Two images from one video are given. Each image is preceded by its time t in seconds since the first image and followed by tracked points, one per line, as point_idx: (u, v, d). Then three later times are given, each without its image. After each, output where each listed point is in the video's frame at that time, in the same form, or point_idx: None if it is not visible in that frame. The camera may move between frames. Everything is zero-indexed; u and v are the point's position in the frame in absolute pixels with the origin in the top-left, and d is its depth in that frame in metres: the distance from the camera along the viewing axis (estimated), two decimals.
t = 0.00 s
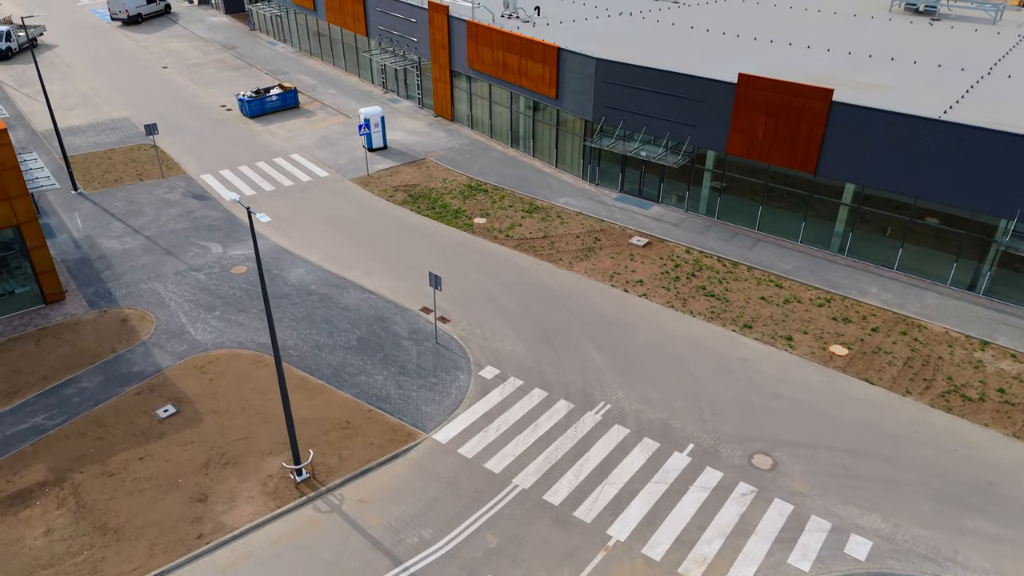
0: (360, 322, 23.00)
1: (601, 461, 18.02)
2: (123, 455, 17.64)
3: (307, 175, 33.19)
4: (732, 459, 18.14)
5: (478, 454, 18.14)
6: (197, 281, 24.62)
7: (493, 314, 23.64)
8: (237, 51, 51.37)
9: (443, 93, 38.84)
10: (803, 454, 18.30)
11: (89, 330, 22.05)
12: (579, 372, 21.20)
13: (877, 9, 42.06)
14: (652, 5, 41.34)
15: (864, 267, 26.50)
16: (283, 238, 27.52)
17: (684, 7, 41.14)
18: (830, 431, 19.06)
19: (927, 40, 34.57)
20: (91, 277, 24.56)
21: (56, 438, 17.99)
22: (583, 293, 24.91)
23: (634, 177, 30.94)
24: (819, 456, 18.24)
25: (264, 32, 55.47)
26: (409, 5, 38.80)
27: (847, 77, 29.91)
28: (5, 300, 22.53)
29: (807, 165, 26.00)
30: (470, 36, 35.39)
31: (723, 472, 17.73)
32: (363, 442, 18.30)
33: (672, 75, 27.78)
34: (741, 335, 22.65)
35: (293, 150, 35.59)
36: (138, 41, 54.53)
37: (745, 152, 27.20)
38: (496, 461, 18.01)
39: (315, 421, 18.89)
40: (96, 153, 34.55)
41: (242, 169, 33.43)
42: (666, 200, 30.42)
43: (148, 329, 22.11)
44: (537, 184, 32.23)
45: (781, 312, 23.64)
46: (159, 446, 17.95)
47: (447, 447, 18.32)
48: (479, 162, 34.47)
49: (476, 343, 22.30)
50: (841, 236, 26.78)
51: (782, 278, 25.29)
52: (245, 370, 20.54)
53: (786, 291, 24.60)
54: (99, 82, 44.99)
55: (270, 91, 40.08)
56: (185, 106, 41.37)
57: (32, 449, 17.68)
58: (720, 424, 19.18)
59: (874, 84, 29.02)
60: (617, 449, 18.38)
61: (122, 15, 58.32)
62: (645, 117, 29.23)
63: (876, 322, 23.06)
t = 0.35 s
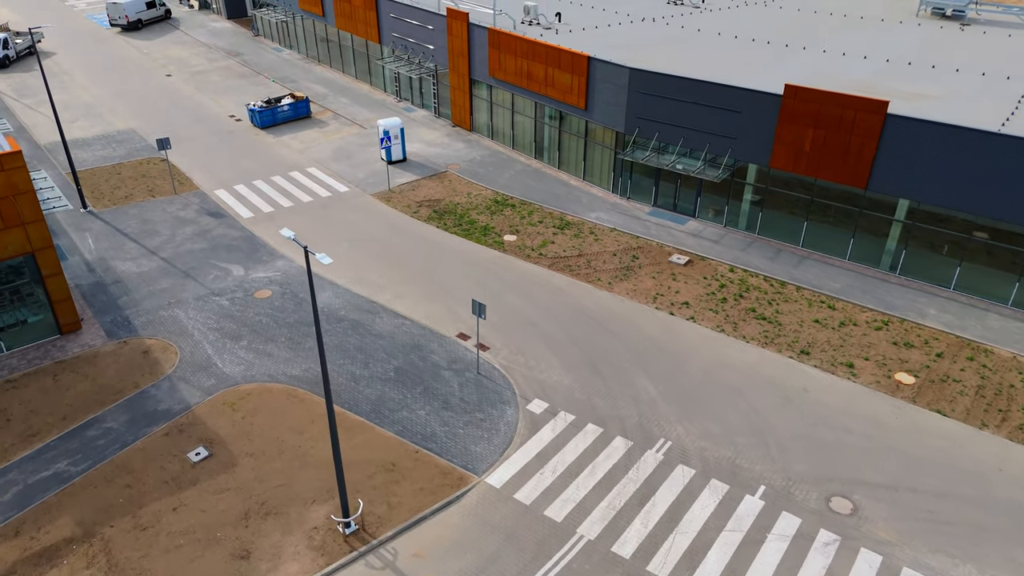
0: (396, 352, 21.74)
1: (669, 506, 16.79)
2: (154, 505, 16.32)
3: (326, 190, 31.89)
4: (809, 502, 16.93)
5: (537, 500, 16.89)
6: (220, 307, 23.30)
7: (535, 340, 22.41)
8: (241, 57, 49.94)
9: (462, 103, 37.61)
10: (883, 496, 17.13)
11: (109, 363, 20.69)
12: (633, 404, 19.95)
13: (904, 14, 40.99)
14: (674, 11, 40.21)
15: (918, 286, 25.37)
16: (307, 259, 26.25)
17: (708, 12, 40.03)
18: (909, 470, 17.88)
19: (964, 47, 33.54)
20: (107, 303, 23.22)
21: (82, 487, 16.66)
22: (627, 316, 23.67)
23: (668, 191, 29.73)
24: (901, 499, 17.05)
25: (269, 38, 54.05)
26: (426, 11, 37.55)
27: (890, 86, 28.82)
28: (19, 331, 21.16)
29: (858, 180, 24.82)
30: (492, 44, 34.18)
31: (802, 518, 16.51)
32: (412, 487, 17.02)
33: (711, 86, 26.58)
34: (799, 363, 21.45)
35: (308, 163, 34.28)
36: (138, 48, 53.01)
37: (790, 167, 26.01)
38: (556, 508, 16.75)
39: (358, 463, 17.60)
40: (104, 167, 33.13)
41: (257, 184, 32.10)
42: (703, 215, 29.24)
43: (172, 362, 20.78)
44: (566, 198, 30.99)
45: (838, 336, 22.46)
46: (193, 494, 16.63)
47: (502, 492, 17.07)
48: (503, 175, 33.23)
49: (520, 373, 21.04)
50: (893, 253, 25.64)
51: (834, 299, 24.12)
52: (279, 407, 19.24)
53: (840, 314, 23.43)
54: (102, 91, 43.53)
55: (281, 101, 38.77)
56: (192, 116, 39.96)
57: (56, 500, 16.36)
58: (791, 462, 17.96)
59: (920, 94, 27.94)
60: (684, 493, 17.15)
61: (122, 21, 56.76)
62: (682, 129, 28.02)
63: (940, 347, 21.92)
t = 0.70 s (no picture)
0: (437, 383, 20.48)
1: (749, 558, 15.56)
2: (194, 564, 15.00)
3: (346, 205, 30.60)
4: (899, 552, 15.73)
5: (606, 553, 15.64)
6: (247, 336, 22.00)
7: (583, 370, 21.18)
8: (247, 64, 48.51)
9: (482, 112, 36.35)
10: (977, 543, 15.96)
11: (133, 400, 19.35)
12: (696, 440, 18.73)
13: (932, 18, 39.93)
14: (698, 16, 39.07)
15: (977, 306, 24.20)
16: (334, 282, 24.97)
17: (732, 18, 38.92)
18: (999, 513, 16.69)
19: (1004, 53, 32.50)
20: (127, 332, 21.90)
21: (113, 543, 15.34)
22: (677, 340, 22.42)
23: (706, 205, 28.50)
24: (996, 546, 15.87)
25: (274, 44, 52.65)
26: (444, 18, 36.35)
27: (936, 96, 27.72)
28: (36, 366, 19.79)
29: (915, 196, 23.66)
30: (516, 52, 32.97)
31: (893, 570, 15.30)
32: (471, 539, 15.75)
33: (756, 97, 25.40)
34: (865, 393, 20.25)
35: (326, 177, 32.98)
36: (140, 54, 51.51)
37: (841, 181, 24.82)
38: (627, 562, 15.51)
39: (410, 512, 16.32)
40: (113, 183, 31.73)
41: (274, 200, 30.77)
42: (743, 230, 28.03)
43: (201, 398, 19.46)
44: (598, 213, 29.76)
45: (903, 363, 21.28)
46: (234, 550, 15.32)
47: (568, 544, 15.81)
48: (530, 188, 32.00)
49: (571, 406, 19.80)
50: (950, 272, 24.48)
51: (892, 322, 22.95)
52: (318, 449, 17.95)
53: (901, 338, 22.26)
54: (106, 100, 42.09)
55: (294, 111, 37.46)
56: (201, 126, 38.57)
57: (86, 559, 15.03)
58: (873, 507, 16.78)
59: (971, 104, 26.82)
60: (764, 542, 15.92)
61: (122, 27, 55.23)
62: (723, 142, 26.82)
63: (1012, 375, 20.75)
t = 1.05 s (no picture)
0: (485, 418, 19.22)
1: None
2: None
3: (370, 222, 29.34)
4: None
5: None
6: (279, 368, 20.72)
7: (638, 401, 19.97)
8: (254, 71, 47.05)
9: (505, 123, 35.12)
10: None
11: (162, 442, 18.04)
12: (767, 480, 17.53)
13: (964, 22, 38.88)
14: (725, 22, 37.97)
15: None
16: (365, 307, 23.72)
17: (760, 23, 37.82)
18: None
19: None
20: (151, 365, 20.58)
21: None
22: (734, 369, 21.22)
23: (749, 221, 27.32)
24: None
25: (279, 50, 51.13)
26: (465, 25, 35.12)
27: (988, 106, 26.64)
28: (56, 405, 18.45)
29: (978, 213, 22.52)
30: (543, 61, 31.77)
31: None
32: None
33: (806, 108, 24.25)
34: (940, 426, 19.07)
35: (346, 192, 31.70)
36: (142, 61, 49.96)
37: (897, 197, 23.67)
38: None
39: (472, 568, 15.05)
40: (125, 200, 30.35)
41: (294, 217, 29.47)
42: (788, 247, 26.86)
43: (235, 439, 18.17)
44: (634, 228, 28.55)
45: (976, 392, 20.12)
46: None
47: None
48: (560, 201, 30.77)
49: (630, 443, 18.57)
50: (1013, 292, 23.34)
51: (957, 347, 21.80)
52: (366, 496, 16.68)
53: (970, 365, 21.10)
54: (111, 110, 40.63)
55: (309, 121, 36.14)
56: (211, 137, 37.17)
57: None
58: (967, 556, 15.61)
59: None
60: None
61: (123, 33, 53.50)
62: (769, 156, 25.66)
63: None
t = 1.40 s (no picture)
0: (541, 458, 17.96)
1: None
2: None
3: (396, 241, 28.06)
4: None
5: None
6: (317, 404, 19.43)
7: (701, 437, 18.73)
8: (262, 79, 45.61)
9: (530, 133, 33.88)
10: None
11: (198, 489, 16.73)
12: (851, 527, 16.32)
13: (997, 26, 37.78)
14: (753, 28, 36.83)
15: None
16: (401, 334, 22.45)
17: (789, 29, 36.66)
18: None
19: None
20: (180, 402, 19.26)
21: None
22: (798, 400, 20.01)
23: (796, 237, 26.13)
24: None
25: (286, 56, 49.68)
26: (488, 33, 33.90)
27: None
28: (82, 451, 17.13)
29: None
30: (573, 70, 30.55)
31: None
32: None
33: (862, 121, 23.09)
34: None
35: (369, 208, 30.42)
36: (145, 68, 48.41)
37: (961, 215, 22.51)
38: None
39: None
40: (138, 218, 28.97)
41: (317, 235, 28.16)
42: (838, 265, 25.68)
43: (276, 486, 16.88)
44: (673, 245, 27.32)
45: None
46: None
47: None
48: (593, 216, 29.53)
49: (700, 485, 17.34)
50: None
51: None
52: (424, 550, 15.41)
53: None
54: (118, 120, 39.17)
55: (325, 133, 34.83)
56: (223, 149, 35.78)
57: None
58: None
59: None
60: None
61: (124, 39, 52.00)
62: (820, 170, 24.49)
63: None
